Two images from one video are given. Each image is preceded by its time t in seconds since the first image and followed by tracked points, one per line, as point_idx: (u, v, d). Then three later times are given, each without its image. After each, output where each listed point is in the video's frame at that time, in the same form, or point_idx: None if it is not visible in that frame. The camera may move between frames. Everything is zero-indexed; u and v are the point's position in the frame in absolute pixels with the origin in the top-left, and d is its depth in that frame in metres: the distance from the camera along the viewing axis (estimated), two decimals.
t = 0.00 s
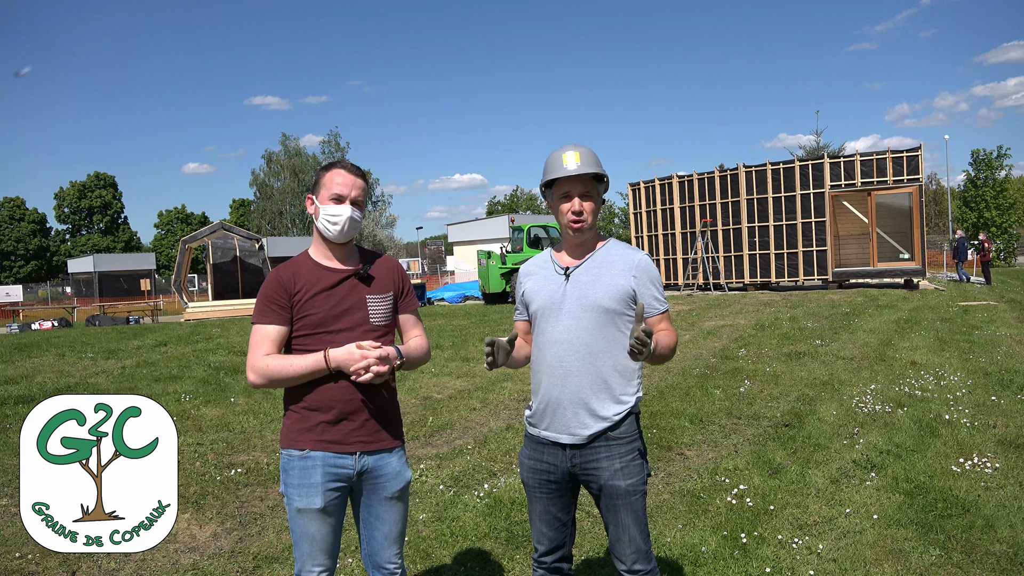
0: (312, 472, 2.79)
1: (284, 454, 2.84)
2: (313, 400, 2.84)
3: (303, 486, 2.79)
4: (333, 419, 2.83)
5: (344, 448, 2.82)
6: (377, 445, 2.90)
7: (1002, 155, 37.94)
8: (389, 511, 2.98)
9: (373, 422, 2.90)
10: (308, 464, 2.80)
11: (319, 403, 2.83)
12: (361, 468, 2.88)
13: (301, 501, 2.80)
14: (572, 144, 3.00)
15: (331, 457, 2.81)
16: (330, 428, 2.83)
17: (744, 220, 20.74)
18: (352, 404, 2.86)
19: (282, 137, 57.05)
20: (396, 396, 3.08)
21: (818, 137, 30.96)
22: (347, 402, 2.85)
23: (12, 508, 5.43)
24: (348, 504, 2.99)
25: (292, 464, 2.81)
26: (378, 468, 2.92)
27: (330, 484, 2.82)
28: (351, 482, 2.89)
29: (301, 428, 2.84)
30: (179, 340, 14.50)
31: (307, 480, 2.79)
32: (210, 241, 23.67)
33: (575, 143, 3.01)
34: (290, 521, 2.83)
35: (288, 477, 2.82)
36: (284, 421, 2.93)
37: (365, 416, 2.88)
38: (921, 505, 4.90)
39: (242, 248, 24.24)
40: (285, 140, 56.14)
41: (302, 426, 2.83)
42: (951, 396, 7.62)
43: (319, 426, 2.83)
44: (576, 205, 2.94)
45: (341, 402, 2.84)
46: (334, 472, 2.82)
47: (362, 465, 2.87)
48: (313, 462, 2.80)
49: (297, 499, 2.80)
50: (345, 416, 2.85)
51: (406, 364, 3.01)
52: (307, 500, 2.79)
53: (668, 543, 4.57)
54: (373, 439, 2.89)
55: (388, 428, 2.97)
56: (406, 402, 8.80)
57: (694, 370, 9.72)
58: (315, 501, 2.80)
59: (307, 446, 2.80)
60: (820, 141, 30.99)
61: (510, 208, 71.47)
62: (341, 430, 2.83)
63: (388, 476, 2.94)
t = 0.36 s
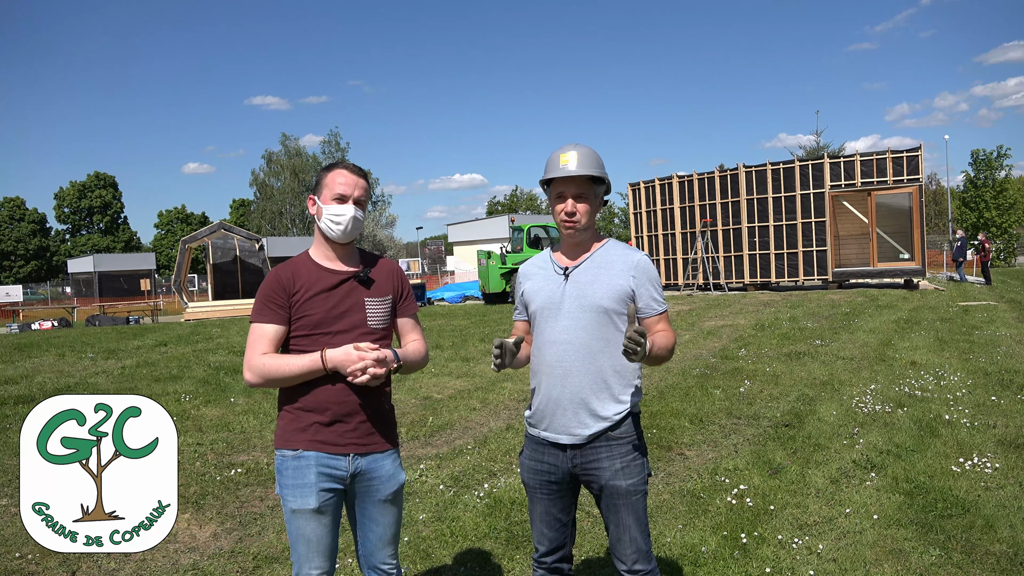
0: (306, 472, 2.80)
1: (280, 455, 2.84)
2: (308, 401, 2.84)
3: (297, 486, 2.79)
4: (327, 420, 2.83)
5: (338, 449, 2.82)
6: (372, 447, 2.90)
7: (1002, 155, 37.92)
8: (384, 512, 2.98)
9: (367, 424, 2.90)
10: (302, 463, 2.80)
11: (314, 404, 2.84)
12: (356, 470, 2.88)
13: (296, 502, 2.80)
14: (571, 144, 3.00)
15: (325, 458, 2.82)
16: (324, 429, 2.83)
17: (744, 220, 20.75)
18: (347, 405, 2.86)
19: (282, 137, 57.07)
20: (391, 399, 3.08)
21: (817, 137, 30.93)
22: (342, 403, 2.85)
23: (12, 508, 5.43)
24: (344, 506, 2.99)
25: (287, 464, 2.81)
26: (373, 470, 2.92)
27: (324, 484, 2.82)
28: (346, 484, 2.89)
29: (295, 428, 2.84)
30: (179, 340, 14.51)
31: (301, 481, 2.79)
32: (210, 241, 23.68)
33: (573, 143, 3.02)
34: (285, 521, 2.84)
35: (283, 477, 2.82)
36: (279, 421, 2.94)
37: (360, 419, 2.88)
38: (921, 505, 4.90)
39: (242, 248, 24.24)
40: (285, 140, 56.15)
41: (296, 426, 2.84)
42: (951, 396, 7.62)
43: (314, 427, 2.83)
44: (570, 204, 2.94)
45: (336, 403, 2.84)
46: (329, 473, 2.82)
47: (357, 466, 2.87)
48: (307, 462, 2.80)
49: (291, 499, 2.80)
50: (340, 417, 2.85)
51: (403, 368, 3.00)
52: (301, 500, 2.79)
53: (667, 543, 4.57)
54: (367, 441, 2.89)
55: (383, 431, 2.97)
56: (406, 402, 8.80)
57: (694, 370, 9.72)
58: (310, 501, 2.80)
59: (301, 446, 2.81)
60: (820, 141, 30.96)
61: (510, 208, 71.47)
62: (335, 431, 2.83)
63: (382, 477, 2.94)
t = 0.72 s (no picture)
0: (311, 475, 2.79)
1: (283, 457, 2.83)
2: (312, 402, 2.83)
3: (302, 488, 2.79)
4: (331, 421, 2.83)
5: (343, 449, 2.82)
6: (374, 445, 2.91)
7: (1002, 155, 37.90)
8: (386, 509, 2.99)
9: (371, 424, 2.91)
10: (307, 467, 2.79)
11: (318, 406, 2.83)
12: (359, 468, 2.88)
13: (300, 504, 2.79)
14: (573, 142, 3.00)
15: (330, 459, 2.81)
16: (328, 429, 2.83)
17: (744, 220, 20.75)
18: (352, 405, 2.87)
19: (282, 138, 57.06)
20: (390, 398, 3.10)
21: (817, 137, 30.97)
22: (347, 403, 2.86)
23: (12, 508, 5.43)
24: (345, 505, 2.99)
25: (291, 467, 2.80)
26: (375, 468, 2.93)
27: (329, 485, 2.82)
28: (349, 483, 2.89)
29: (299, 430, 2.83)
30: (180, 340, 14.51)
31: (306, 483, 2.79)
32: (210, 241, 23.68)
33: (576, 141, 3.01)
34: (289, 524, 2.83)
35: (287, 479, 2.82)
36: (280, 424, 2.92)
37: (363, 418, 2.89)
38: (921, 505, 4.90)
39: (242, 248, 24.24)
40: (285, 140, 56.16)
41: (300, 428, 2.82)
42: (951, 396, 7.62)
43: (318, 428, 2.82)
44: (576, 202, 2.94)
45: (341, 403, 2.85)
46: (334, 473, 2.82)
47: (361, 465, 2.88)
48: (313, 464, 2.79)
49: (296, 502, 2.80)
50: (344, 416, 2.85)
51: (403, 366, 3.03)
52: (307, 502, 2.79)
53: (667, 543, 4.57)
54: (370, 438, 2.90)
55: (384, 428, 2.99)
56: (406, 402, 8.80)
57: (694, 370, 9.72)
58: (315, 503, 2.80)
59: (305, 449, 2.80)
60: (820, 141, 30.97)
61: (510, 208, 71.47)
62: (339, 430, 2.84)
63: (386, 475, 2.96)
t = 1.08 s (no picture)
0: (326, 475, 2.79)
1: (295, 459, 2.81)
2: (324, 404, 2.82)
3: (317, 489, 2.79)
4: (344, 421, 2.82)
5: (356, 448, 2.83)
6: (384, 443, 2.93)
7: (1002, 155, 37.90)
8: (391, 504, 3.01)
9: (381, 422, 2.94)
10: (322, 467, 2.79)
11: (330, 407, 2.83)
12: (371, 466, 2.90)
13: (315, 504, 2.80)
14: (569, 143, 3.00)
15: (344, 459, 2.82)
16: (342, 429, 2.83)
17: (744, 220, 20.75)
18: (363, 404, 2.88)
19: (282, 138, 57.07)
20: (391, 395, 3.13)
21: (818, 137, 30.94)
22: (359, 403, 2.87)
23: (12, 508, 5.43)
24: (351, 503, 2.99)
25: (305, 468, 2.79)
26: (384, 465, 2.95)
27: (343, 484, 2.83)
28: (360, 481, 2.90)
29: (311, 432, 2.81)
30: (180, 340, 14.51)
31: (321, 483, 2.79)
32: (210, 241, 23.68)
33: (572, 143, 3.01)
34: (300, 524, 2.82)
35: (300, 480, 2.81)
36: (287, 427, 2.88)
37: (374, 417, 2.91)
38: (921, 505, 4.89)
39: (242, 248, 24.24)
40: (285, 141, 56.17)
41: (313, 429, 2.81)
42: (951, 396, 7.62)
43: (331, 429, 2.81)
44: (576, 203, 2.94)
45: (353, 403, 2.85)
46: (347, 472, 2.83)
47: (372, 462, 2.90)
48: (328, 465, 2.79)
49: (310, 502, 2.80)
50: (356, 416, 2.86)
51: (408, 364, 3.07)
52: (321, 502, 2.80)
53: (668, 543, 4.57)
54: (379, 437, 2.91)
55: (390, 426, 3.01)
56: (406, 402, 8.80)
57: (694, 370, 9.72)
58: (329, 503, 2.81)
59: (320, 450, 2.79)
60: (820, 141, 30.97)
61: (510, 208, 71.48)
62: (352, 430, 2.84)
63: (393, 471, 2.99)
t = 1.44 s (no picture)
0: (340, 474, 2.79)
1: (308, 459, 2.81)
2: (338, 403, 2.82)
3: (331, 489, 2.79)
4: (357, 421, 2.83)
5: (369, 448, 2.83)
6: (394, 441, 2.94)
7: (1002, 155, 37.87)
8: (400, 503, 3.02)
9: (391, 420, 2.95)
10: (336, 466, 2.79)
11: (342, 406, 2.83)
12: (382, 465, 2.90)
13: (328, 504, 2.80)
14: (562, 145, 3.00)
15: (357, 458, 2.82)
16: (355, 429, 2.83)
17: (744, 220, 20.75)
18: (375, 403, 2.89)
19: (282, 138, 57.08)
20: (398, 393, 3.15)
21: (818, 137, 30.84)
22: (372, 402, 2.87)
23: (12, 508, 5.43)
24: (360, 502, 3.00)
25: (318, 468, 2.79)
26: (394, 463, 2.96)
27: (356, 483, 2.83)
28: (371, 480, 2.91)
29: (324, 433, 2.81)
30: (180, 340, 14.51)
31: (335, 483, 2.79)
32: (210, 241, 23.67)
33: (566, 144, 3.01)
34: (312, 525, 2.82)
35: (312, 481, 2.80)
36: (298, 429, 2.87)
37: (385, 415, 2.92)
38: (921, 505, 4.89)
39: (242, 248, 24.25)
40: (285, 140, 56.17)
41: (326, 430, 2.81)
42: (951, 396, 7.62)
43: (344, 429, 2.81)
44: (565, 206, 2.94)
45: (366, 403, 2.86)
46: (360, 471, 2.83)
47: (384, 461, 2.90)
48: (342, 464, 2.79)
49: (323, 502, 2.80)
50: (369, 415, 2.86)
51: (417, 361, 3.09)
52: (335, 502, 2.80)
53: (668, 543, 4.57)
54: (390, 435, 2.92)
55: (399, 424, 3.02)
56: (407, 402, 8.80)
57: (694, 370, 9.72)
58: (343, 503, 2.81)
59: (334, 449, 2.78)
60: (820, 141, 30.90)
61: (511, 208, 71.47)
62: (365, 429, 2.84)
63: (403, 470, 3.00)
